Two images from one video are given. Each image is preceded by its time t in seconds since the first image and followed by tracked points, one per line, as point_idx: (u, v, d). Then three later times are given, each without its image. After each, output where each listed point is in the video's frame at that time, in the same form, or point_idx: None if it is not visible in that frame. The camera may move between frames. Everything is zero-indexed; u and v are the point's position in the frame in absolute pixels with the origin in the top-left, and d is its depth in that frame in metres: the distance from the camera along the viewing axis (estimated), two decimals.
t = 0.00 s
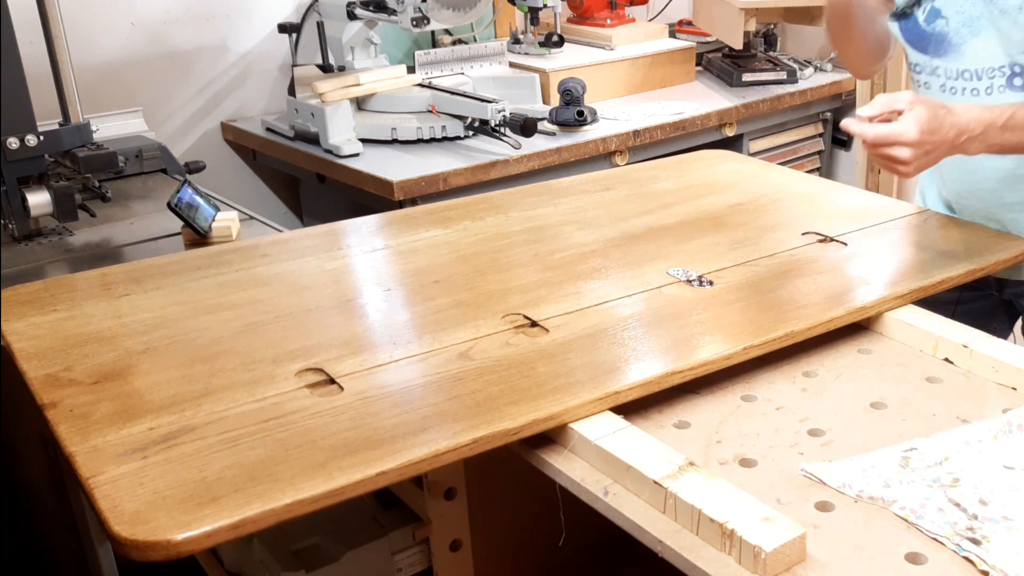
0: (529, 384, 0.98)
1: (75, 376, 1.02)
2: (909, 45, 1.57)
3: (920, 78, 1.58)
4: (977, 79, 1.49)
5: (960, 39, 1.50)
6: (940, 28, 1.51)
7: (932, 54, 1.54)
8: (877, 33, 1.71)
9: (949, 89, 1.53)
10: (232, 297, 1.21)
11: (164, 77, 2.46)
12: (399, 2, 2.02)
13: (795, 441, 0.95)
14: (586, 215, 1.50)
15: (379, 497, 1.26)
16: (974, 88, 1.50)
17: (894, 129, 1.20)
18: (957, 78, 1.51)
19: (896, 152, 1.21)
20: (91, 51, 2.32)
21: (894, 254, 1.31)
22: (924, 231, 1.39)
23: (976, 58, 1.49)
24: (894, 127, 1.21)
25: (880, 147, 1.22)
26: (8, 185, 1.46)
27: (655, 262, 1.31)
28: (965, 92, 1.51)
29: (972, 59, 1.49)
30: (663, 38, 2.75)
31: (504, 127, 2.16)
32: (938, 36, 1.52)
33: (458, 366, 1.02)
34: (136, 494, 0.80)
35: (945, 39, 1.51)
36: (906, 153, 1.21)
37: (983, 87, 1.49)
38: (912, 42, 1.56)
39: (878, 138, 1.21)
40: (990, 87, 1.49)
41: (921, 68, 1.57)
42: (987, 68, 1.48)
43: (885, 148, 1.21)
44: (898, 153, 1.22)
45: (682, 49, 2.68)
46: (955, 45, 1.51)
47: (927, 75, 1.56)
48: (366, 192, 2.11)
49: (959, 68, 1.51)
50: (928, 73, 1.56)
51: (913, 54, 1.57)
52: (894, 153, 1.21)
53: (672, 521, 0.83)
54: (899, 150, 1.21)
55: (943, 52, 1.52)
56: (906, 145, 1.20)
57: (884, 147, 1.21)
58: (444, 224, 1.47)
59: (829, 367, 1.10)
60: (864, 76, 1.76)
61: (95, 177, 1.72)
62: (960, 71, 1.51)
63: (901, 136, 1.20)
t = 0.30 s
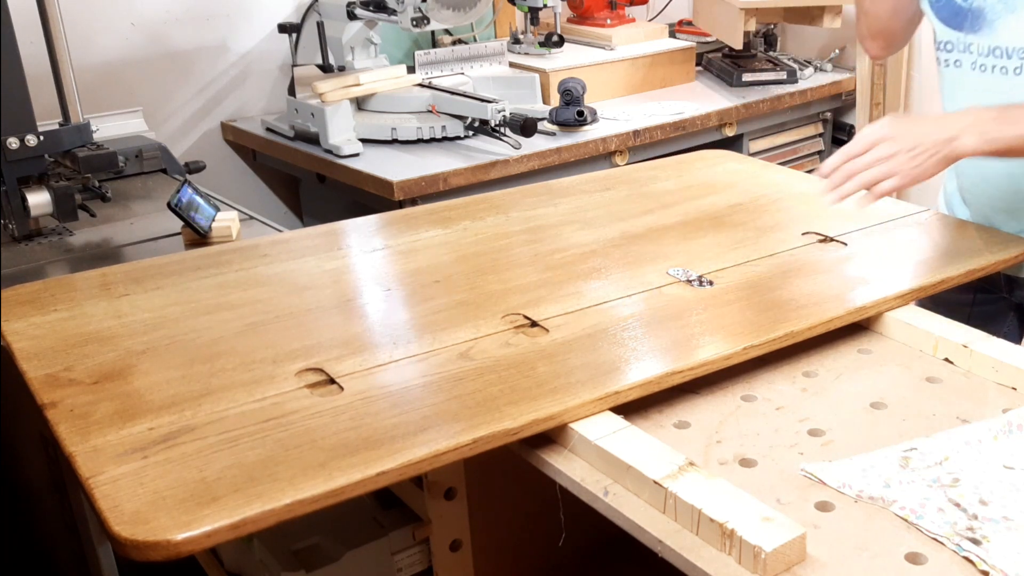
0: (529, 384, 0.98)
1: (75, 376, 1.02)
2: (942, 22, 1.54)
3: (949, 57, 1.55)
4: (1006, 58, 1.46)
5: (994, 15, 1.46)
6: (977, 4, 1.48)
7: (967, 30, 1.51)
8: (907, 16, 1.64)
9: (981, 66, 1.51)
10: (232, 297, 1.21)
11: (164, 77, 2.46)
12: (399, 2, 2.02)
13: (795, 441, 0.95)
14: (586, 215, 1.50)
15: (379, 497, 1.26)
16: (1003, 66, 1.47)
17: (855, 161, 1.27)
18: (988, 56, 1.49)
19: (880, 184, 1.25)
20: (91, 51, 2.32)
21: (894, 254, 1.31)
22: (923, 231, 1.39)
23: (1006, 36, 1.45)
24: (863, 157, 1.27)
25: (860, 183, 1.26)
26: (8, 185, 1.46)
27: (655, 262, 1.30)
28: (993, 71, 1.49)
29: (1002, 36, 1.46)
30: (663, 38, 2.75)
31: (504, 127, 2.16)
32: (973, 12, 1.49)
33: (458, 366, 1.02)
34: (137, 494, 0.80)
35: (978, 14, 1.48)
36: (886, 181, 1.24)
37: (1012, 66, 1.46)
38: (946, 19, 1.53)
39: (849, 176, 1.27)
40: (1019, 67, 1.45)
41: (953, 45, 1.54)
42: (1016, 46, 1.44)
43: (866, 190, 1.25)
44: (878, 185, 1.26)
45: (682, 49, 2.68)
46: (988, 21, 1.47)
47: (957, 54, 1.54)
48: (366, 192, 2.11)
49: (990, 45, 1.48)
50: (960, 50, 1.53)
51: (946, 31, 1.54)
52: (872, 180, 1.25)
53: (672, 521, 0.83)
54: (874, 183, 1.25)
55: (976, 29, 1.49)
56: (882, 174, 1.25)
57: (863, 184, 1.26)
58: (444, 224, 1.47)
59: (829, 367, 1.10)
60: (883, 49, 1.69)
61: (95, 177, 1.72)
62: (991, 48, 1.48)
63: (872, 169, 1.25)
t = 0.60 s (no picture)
0: (529, 383, 0.98)
1: (75, 376, 1.02)
2: (939, 21, 1.55)
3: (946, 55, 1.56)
4: (1005, 53, 1.47)
5: (991, 12, 1.48)
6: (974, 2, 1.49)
7: (963, 28, 1.51)
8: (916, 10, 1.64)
9: (977, 64, 1.52)
10: (232, 297, 1.21)
11: (163, 77, 2.46)
12: (399, 2, 2.02)
13: (795, 441, 0.95)
14: (586, 215, 1.50)
15: (379, 497, 1.26)
16: (1001, 62, 1.48)
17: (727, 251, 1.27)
18: (985, 53, 1.50)
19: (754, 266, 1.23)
20: (91, 51, 2.32)
21: (893, 254, 1.31)
22: (923, 231, 1.40)
23: (1004, 32, 1.47)
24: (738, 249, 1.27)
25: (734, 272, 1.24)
26: (8, 185, 1.46)
27: (655, 262, 1.30)
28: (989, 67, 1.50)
29: (1000, 32, 1.47)
30: (663, 38, 2.75)
31: (504, 127, 2.16)
32: (971, 11, 1.50)
33: (458, 366, 1.02)
34: (137, 494, 0.80)
35: (974, 13, 1.49)
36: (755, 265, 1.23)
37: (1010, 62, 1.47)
38: (943, 18, 1.54)
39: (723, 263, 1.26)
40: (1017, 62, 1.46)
41: (949, 44, 1.55)
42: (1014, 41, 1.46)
43: (734, 274, 1.23)
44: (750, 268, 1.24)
45: (682, 49, 2.68)
46: (986, 18, 1.49)
47: (953, 53, 1.55)
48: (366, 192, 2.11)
49: (988, 42, 1.49)
50: (955, 49, 1.54)
51: (943, 30, 1.55)
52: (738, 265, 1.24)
53: (672, 522, 0.83)
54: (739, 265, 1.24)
55: (972, 27, 1.50)
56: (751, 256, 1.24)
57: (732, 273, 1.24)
58: (444, 224, 1.47)
59: (829, 367, 1.10)
60: (895, 44, 1.70)
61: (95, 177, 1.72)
62: (988, 45, 1.49)
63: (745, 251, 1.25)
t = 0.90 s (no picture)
0: (529, 383, 0.98)
1: (75, 376, 1.02)
2: (930, 26, 1.56)
3: (942, 59, 1.56)
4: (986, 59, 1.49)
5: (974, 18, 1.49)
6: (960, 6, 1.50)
7: (955, 32, 1.52)
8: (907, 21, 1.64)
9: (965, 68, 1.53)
10: (232, 297, 1.21)
11: (163, 77, 2.46)
12: (399, 2, 2.02)
13: (795, 441, 0.95)
14: (586, 215, 1.50)
15: (379, 497, 1.26)
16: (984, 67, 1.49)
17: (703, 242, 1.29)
18: (970, 57, 1.51)
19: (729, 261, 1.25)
20: (91, 51, 2.32)
21: (893, 254, 1.31)
22: (923, 231, 1.39)
23: (987, 37, 1.48)
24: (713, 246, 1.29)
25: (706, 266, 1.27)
26: (8, 185, 1.46)
27: (655, 262, 1.30)
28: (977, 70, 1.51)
29: (984, 37, 1.48)
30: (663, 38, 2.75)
31: (504, 127, 2.16)
32: (960, 16, 1.50)
33: (458, 366, 1.02)
34: (137, 494, 0.80)
35: (961, 18, 1.50)
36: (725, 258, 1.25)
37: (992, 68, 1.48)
38: (933, 24, 1.55)
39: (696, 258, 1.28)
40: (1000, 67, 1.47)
41: (943, 48, 1.56)
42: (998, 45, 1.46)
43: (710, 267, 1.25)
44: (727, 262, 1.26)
45: (682, 49, 2.67)
46: (969, 24, 1.50)
47: (949, 55, 1.55)
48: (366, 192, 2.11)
49: (972, 46, 1.50)
50: (952, 52, 1.54)
51: (936, 35, 1.56)
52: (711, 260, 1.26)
53: (672, 522, 0.83)
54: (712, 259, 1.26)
55: (961, 32, 1.51)
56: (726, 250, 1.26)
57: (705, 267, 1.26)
58: (444, 224, 1.47)
59: (829, 367, 1.10)
60: (886, 53, 1.69)
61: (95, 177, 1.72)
62: (973, 49, 1.50)
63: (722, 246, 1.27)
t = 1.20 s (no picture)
0: (529, 384, 0.98)
1: (75, 376, 1.02)
2: (907, 32, 1.54)
3: (922, 63, 1.53)
4: (960, 64, 1.45)
5: (947, 23, 1.46)
6: (936, 11, 1.47)
7: (933, 38, 1.49)
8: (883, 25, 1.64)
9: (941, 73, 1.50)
10: (232, 297, 1.21)
11: (163, 77, 2.46)
12: (399, 2, 2.02)
13: (795, 441, 0.95)
14: (586, 215, 1.49)
15: (380, 497, 1.26)
16: (957, 73, 1.46)
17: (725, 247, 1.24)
18: (945, 62, 1.48)
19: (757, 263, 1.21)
20: (91, 51, 2.32)
21: (893, 254, 1.31)
22: (924, 231, 1.39)
23: (962, 43, 1.44)
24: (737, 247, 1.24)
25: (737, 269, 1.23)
26: (8, 185, 1.46)
27: (655, 262, 1.30)
28: (952, 77, 1.48)
29: (957, 44, 1.45)
30: (663, 38, 2.75)
31: (504, 127, 2.16)
32: (935, 21, 1.48)
33: (458, 366, 1.02)
34: (137, 494, 0.80)
35: (937, 23, 1.47)
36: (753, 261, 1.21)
37: (966, 72, 1.45)
38: (911, 30, 1.52)
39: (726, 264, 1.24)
40: (973, 72, 1.44)
41: (921, 52, 1.52)
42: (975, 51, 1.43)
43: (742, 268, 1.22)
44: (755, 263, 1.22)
45: (682, 49, 2.68)
46: (943, 29, 1.47)
47: (927, 60, 1.52)
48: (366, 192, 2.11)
49: (947, 51, 1.47)
50: (928, 57, 1.51)
51: (914, 40, 1.53)
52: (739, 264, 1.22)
53: (672, 522, 0.83)
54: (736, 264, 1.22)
55: (938, 37, 1.48)
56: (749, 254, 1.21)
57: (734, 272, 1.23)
58: (444, 224, 1.47)
59: (829, 367, 1.10)
60: (862, 58, 1.69)
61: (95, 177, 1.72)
62: (947, 54, 1.47)
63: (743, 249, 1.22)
